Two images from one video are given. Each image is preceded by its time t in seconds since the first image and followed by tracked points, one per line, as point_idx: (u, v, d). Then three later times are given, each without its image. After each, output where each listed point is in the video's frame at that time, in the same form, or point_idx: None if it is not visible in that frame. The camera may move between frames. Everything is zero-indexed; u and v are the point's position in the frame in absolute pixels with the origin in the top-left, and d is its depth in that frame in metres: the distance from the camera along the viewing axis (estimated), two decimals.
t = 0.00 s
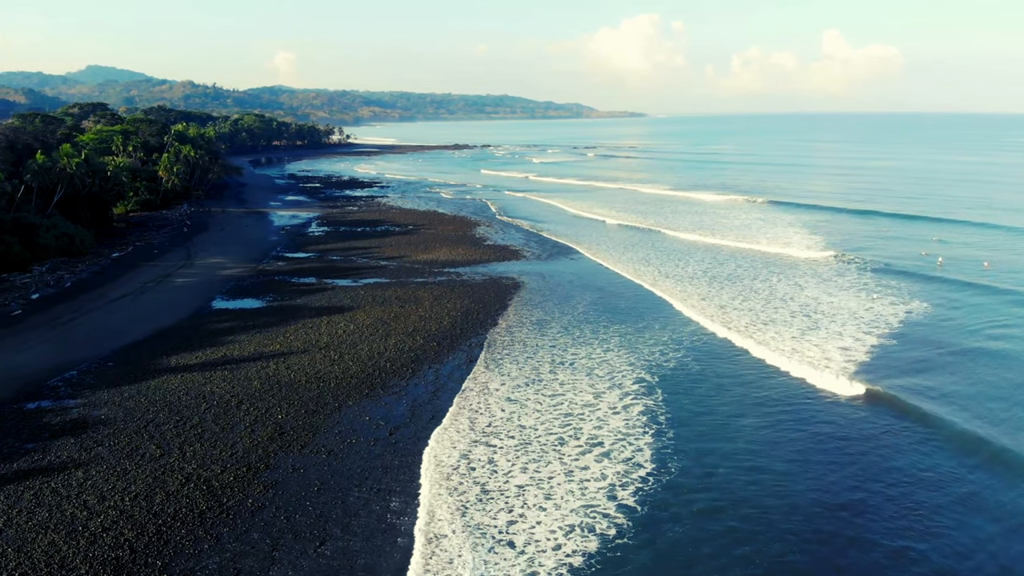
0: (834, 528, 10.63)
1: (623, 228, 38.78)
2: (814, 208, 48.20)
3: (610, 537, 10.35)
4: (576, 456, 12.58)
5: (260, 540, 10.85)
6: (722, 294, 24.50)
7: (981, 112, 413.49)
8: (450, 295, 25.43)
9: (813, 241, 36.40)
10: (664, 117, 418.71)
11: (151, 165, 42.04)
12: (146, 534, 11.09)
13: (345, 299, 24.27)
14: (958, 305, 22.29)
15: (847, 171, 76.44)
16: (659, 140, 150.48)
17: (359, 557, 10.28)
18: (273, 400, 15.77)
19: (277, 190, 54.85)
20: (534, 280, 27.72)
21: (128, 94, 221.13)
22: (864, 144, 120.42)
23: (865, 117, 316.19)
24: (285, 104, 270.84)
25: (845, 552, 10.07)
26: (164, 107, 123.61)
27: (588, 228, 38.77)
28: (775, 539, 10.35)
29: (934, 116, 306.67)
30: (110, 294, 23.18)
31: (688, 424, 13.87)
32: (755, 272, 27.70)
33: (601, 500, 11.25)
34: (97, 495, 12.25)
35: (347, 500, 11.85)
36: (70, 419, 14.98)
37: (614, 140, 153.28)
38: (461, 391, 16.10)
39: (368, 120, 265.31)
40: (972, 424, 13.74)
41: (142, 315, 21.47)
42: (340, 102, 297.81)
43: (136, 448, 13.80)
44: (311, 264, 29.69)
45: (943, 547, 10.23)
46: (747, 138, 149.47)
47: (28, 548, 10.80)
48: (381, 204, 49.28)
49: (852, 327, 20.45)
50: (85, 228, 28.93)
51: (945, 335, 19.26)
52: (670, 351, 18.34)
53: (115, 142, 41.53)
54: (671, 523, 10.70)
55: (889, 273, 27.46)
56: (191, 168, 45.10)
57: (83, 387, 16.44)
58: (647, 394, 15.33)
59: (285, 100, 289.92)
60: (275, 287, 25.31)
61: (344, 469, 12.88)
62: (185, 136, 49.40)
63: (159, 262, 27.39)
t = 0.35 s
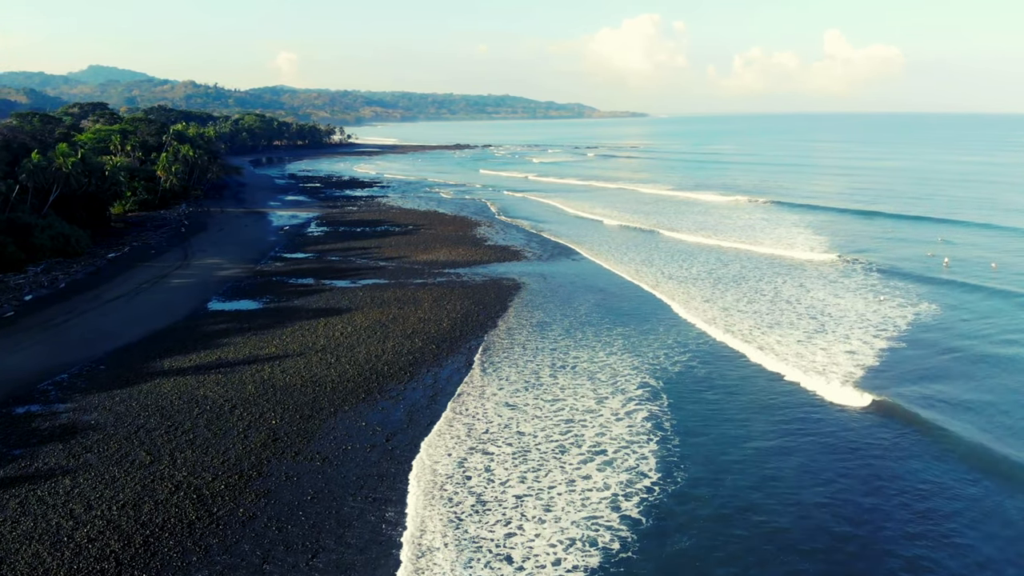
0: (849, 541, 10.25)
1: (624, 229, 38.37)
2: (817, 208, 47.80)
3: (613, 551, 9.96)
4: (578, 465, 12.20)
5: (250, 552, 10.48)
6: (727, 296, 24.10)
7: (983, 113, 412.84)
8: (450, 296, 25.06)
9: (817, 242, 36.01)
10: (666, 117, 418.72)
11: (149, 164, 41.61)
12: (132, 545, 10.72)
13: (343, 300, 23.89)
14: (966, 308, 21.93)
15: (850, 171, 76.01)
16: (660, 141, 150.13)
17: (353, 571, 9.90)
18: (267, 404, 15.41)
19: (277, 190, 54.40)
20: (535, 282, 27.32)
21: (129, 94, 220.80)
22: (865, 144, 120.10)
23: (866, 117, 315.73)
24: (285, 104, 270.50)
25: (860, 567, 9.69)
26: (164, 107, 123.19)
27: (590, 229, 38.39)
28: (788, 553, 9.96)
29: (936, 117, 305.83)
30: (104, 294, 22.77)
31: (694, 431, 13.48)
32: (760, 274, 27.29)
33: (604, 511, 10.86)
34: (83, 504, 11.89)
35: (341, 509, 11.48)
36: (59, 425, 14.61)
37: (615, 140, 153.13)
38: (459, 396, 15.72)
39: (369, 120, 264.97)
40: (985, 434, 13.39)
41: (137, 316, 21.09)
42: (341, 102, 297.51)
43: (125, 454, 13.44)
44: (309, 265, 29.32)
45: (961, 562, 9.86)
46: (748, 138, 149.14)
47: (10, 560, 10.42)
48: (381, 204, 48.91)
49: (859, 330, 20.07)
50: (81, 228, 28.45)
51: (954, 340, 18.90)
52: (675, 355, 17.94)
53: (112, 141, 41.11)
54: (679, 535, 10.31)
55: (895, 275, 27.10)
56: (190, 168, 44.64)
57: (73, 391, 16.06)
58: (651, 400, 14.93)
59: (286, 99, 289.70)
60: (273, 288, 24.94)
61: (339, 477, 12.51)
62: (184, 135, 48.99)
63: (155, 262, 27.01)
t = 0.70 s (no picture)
0: (864, 556, 9.87)
1: (628, 233, 38.01)
2: (823, 212, 47.42)
3: (619, 569, 9.59)
4: (582, 477, 11.83)
5: (243, 568, 10.13)
6: (733, 301, 23.71)
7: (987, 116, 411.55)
8: (452, 300, 24.72)
9: (823, 246, 35.61)
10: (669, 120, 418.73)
11: (150, 167, 41.36)
12: (122, 560, 10.38)
13: (343, 305, 23.57)
14: (976, 314, 21.56)
15: (855, 174, 75.61)
16: (663, 144, 149.90)
17: None
18: (263, 413, 15.08)
19: (279, 194, 54.17)
20: (538, 286, 26.95)
21: (133, 97, 221.18)
22: (870, 147, 119.73)
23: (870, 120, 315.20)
24: (288, 107, 270.91)
25: None
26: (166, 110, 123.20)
27: (593, 233, 38.05)
28: (802, 568, 9.60)
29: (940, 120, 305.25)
30: (102, 298, 22.46)
31: (702, 441, 13.13)
32: (766, 279, 26.90)
33: (609, 526, 10.50)
34: (73, 516, 11.55)
35: (338, 522, 11.13)
36: (51, 433, 14.29)
37: (618, 143, 152.64)
38: (460, 404, 15.35)
39: (372, 123, 265.09)
40: (1001, 445, 13.03)
41: (134, 320, 20.78)
42: (344, 105, 297.91)
43: (117, 464, 13.11)
44: (310, 269, 29.03)
45: None
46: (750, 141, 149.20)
47: None
48: (384, 207, 48.62)
49: (869, 336, 19.69)
50: (80, 231, 28.13)
51: (966, 347, 18.53)
52: (681, 363, 17.56)
53: (113, 144, 40.89)
54: (688, 551, 9.95)
55: (903, 279, 26.71)
56: (191, 171, 44.37)
57: (67, 398, 15.74)
58: (657, 409, 14.56)
59: (289, 103, 290.30)
60: (273, 293, 24.64)
61: (335, 489, 12.17)
62: (185, 138, 48.77)
63: (155, 265, 26.71)
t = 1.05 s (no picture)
0: None
1: (634, 242, 37.56)
2: (831, 221, 46.90)
3: None
4: (589, 498, 11.39)
5: None
6: (743, 312, 23.27)
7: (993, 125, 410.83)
8: (455, 310, 24.34)
9: (832, 255, 35.13)
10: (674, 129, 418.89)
11: (153, 175, 41.19)
12: None
13: (345, 314, 23.23)
14: (992, 327, 21.09)
15: (863, 182, 75.06)
16: (670, 152, 149.49)
17: None
18: (261, 426, 14.70)
19: (283, 202, 53.97)
20: (544, 295, 26.56)
21: (141, 106, 222.54)
22: (878, 155, 119.11)
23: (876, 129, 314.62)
24: (295, 116, 271.93)
25: None
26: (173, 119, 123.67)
27: (599, 242, 37.63)
28: None
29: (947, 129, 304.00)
30: (101, 307, 22.17)
31: (714, 459, 12.70)
32: (776, 289, 26.44)
33: (617, 549, 10.07)
34: (62, 534, 11.17)
35: (334, 543, 10.71)
36: (44, 447, 13.95)
37: (624, 151, 153.01)
38: (463, 418, 14.95)
39: (378, 131, 265.85)
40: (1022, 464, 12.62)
41: (134, 330, 20.46)
42: (351, 113, 298.99)
43: (110, 480, 12.75)
44: (313, 277, 28.74)
45: None
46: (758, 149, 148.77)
47: None
48: (388, 216, 48.34)
49: (882, 349, 19.23)
50: (82, 239, 27.83)
51: (982, 361, 18.09)
52: (690, 376, 17.14)
53: (117, 152, 40.74)
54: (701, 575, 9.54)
55: (916, 290, 26.21)
56: (195, 179, 44.18)
57: (62, 411, 15.41)
58: (667, 424, 14.12)
59: (296, 111, 291.90)
60: (274, 302, 24.33)
61: (333, 507, 11.75)
62: (190, 146, 48.64)
63: (156, 274, 26.43)
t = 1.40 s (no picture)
0: None
1: (639, 251, 37.21)
2: (838, 230, 46.52)
3: None
4: (594, 518, 11.01)
5: None
6: (750, 323, 22.87)
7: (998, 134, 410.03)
8: (457, 320, 24.00)
9: (839, 265, 34.73)
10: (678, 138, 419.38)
11: (156, 183, 41.04)
12: None
13: (346, 325, 22.92)
14: (1004, 339, 20.69)
15: (869, 191, 74.73)
16: (674, 161, 149.41)
17: None
18: (258, 441, 14.37)
19: (286, 211, 53.74)
20: (547, 305, 26.19)
21: (147, 115, 223.73)
22: (883, 164, 118.64)
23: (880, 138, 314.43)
24: (300, 125, 272.74)
25: None
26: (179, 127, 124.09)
27: (603, 251, 37.29)
28: None
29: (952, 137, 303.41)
30: (100, 316, 21.89)
31: (725, 477, 12.33)
32: (783, 299, 26.04)
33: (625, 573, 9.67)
34: (49, 553, 10.82)
35: (330, 564, 10.33)
36: (35, 462, 13.62)
37: (628, 160, 152.83)
38: (464, 433, 14.59)
39: (383, 140, 266.71)
40: None
41: (131, 340, 20.16)
42: (356, 122, 299.96)
43: (101, 496, 12.42)
44: (314, 287, 28.46)
45: None
46: (762, 158, 148.61)
47: None
48: (392, 224, 48.12)
49: (893, 363, 18.84)
50: (82, 248, 27.56)
51: (996, 376, 17.70)
52: (698, 389, 16.76)
53: (120, 160, 40.61)
54: None
55: (925, 301, 25.80)
56: (198, 188, 43.95)
57: (55, 424, 15.08)
58: (675, 440, 13.73)
59: (302, 119, 293.19)
60: (275, 312, 24.05)
61: (330, 525, 11.39)
62: (193, 154, 48.51)
63: (156, 283, 26.16)
